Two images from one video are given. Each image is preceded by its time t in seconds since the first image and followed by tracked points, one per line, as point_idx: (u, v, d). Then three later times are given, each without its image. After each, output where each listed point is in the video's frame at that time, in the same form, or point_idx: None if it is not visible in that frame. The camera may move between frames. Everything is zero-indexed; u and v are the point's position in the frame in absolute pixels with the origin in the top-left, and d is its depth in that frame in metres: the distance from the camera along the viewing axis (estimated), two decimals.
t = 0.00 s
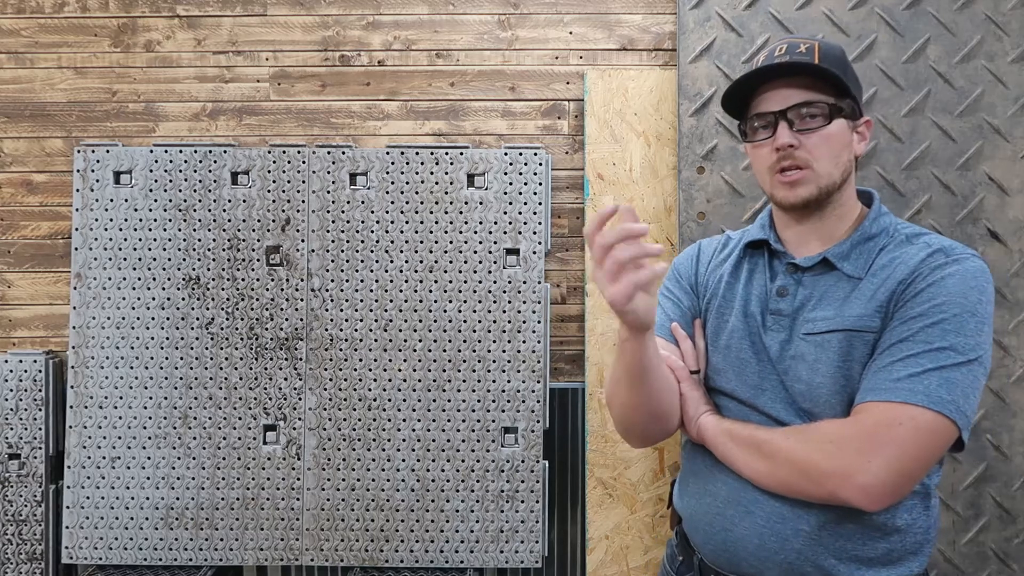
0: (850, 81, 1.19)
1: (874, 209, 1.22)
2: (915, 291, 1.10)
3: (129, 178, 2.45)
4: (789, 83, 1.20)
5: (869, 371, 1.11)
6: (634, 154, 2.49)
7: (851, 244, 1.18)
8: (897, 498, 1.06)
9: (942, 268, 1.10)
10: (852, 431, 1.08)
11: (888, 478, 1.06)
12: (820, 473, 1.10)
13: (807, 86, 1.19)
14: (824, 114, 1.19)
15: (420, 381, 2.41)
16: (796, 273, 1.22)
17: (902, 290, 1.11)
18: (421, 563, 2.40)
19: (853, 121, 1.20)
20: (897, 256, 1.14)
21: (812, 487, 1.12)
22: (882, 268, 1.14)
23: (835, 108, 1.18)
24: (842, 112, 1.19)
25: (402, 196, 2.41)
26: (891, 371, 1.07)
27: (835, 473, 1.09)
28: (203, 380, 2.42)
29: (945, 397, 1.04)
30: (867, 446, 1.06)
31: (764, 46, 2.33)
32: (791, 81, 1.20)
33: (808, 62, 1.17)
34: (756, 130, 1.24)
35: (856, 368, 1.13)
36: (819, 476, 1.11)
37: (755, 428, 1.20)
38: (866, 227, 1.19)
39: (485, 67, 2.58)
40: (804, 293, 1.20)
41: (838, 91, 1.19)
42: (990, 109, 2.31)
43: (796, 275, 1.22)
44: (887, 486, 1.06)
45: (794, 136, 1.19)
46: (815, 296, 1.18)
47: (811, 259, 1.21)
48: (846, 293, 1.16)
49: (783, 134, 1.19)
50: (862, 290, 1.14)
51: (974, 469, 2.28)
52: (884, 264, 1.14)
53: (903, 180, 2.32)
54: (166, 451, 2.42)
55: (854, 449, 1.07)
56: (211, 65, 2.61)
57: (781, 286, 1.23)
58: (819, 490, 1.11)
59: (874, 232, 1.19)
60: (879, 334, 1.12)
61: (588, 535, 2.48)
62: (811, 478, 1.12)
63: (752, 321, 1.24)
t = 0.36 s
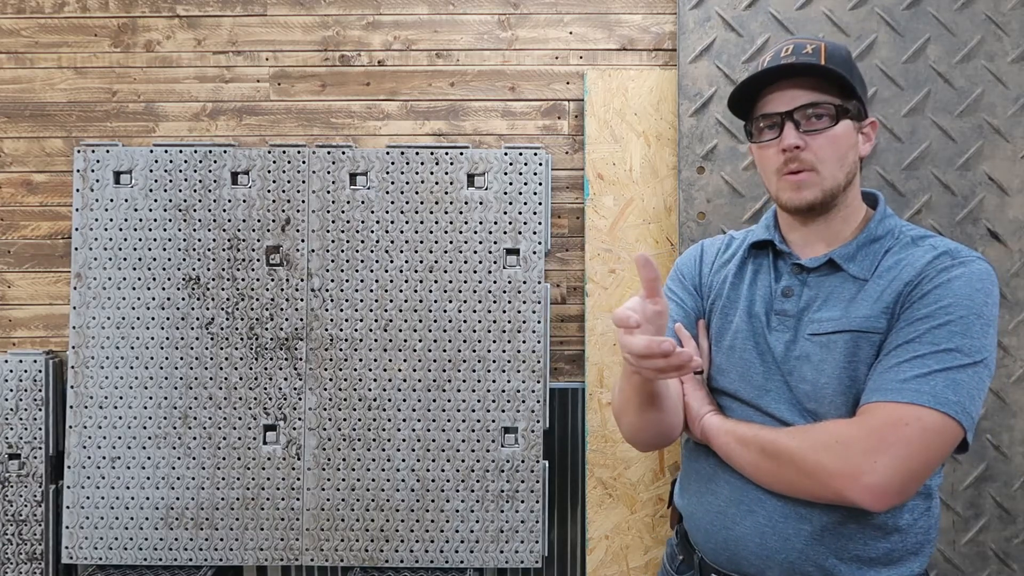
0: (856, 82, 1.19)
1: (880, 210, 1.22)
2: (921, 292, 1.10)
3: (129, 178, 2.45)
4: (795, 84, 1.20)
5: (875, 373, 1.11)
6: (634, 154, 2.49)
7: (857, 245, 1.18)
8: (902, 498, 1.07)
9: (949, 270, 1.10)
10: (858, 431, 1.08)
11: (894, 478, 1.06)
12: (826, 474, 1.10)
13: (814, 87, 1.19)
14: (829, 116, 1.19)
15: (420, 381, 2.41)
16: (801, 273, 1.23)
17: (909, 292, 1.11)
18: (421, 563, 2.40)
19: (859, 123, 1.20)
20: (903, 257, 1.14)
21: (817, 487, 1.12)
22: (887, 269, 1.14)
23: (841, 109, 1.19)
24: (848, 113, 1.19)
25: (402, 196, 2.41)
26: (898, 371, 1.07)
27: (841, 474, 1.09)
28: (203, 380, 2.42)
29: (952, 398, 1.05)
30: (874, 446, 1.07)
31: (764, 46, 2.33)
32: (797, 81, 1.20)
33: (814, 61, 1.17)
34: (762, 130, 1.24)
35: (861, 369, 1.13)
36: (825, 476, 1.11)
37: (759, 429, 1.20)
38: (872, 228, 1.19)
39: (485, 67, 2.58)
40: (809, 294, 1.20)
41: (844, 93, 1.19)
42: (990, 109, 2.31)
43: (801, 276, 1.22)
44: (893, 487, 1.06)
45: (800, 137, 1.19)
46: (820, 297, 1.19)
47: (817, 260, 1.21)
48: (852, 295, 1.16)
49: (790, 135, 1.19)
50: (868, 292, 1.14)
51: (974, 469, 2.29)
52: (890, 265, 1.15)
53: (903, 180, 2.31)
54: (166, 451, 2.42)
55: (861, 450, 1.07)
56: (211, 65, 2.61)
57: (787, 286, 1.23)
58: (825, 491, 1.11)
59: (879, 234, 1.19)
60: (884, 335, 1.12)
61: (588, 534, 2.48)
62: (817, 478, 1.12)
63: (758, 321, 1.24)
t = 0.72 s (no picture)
0: (854, 84, 1.15)
1: (884, 210, 1.22)
2: (920, 293, 1.10)
3: (129, 178, 2.45)
4: (788, 87, 1.19)
5: (872, 372, 1.11)
6: (634, 155, 2.49)
7: (859, 244, 1.18)
8: (895, 497, 1.08)
9: (949, 271, 1.10)
10: (853, 430, 1.08)
11: (888, 477, 1.06)
12: (819, 471, 1.11)
13: (806, 91, 1.18)
14: (818, 120, 1.17)
15: (420, 381, 2.41)
16: (803, 272, 1.23)
17: (908, 292, 1.11)
18: (422, 563, 2.40)
19: (853, 126, 1.17)
20: (904, 257, 1.14)
21: (811, 484, 1.12)
22: (888, 269, 1.14)
23: (831, 113, 1.17)
24: (839, 117, 1.17)
25: (402, 196, 2.41)
26: (894, 371, 1.07)
27: (835, 471, 1.09)
28: (203, 380, 2.42)
29: (948, 399, 1.05)
30: (868, 445, 1.07)
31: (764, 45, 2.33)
32: (790, 85, 1.19)
33: (808, 65, 1.15)
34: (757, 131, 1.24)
35: (858, 368, 1.13)
36: (819, 473, 1.11)
37: (756, 426, 1.20)
38: (874, 227, 1.19)
39: (485, 67, 2.58)
40: (810, 292, 1.20)
41: (839, 96, 1.16)
42: (990, 109, 2.31)
43: (803, 274, 1.22)
44: (886, 485, 1.07)
45: (786, 142, 1.18)
46: (820, 295, 1.19)
47: (818, 259, 1.21)
48: (852, 294, 1.16)
49: (775, 139, 1.19)
50: (868, 291, 1.14)
51: (974, 469, 2.29)
52: (891, 265, 1.14)
53: (903, 180, 2.31)
54: (166, 451, 2.42)
55: (855, 448, 1.08)
56: (211, 65, 2.61)
57: (788, 284, 1.23)
58: (818, 487, 1.12)
59: (881, 233, 1.19)
60: (883, 335, 1.12)
61: (588, 534, 2.48)
62: (811, 475, 1.12)
63: (759, 319, 1.24)
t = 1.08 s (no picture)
0: (869, 84, 1.17)
1: (886, 207, 1.21)
2: (910, 284, 1.10)
3: (129, 178, 2.45)
4: (805, 83, 1.19)
5: (859, 363, 1.10)
6: (634, 155, 2.49)
7: (856, 238, 1.18)
8: (875, 488, 1.06)
9: (941, 264, 1.09)
10: (832, 418, 1.09)
11: (865, 466, 1.06)
12: (800, 459, 1.11)
13: (824, 87, 1.18)
14: (837, 117, 1.18)
15: (420, 381, 2.41)
16: (802, 267, 1.23)
17: (899, 284, 1.11)
18: (422, 563, 2.40)
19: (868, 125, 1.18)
20: (899, 251, 1.14)
21: (791, 472, 1.13)
22: (881, 262, 1.14)
23: (849, 111, 1.17)
24: (856, 116, 1.17)
25: (402, 196, 2.41)
26: (878, 361, 1.07)
27: (814, 460, 1.09)
28: (203, 380, 2.42)
29: (931, 389, 1.04)
30: (845, 433, 1.07)
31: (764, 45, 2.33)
32: (807, 81, 1.19)
33: (826, 62, 1.16)
34: (771, 127, 1.24)
35: (848, 360, 1.13)
36: (800, 462, 1.11)
37: (745, 418, 1.21)
38: (872, 223, 1.19)
39: (485, 67, 2.58)
40: (806, 287, 1.20)
41: (854, 94, 1.17)
42: (990, 109, 2.31)
43: (801, 269, 1.22)
44: (865, 474, 1.06)
45: (806, 137, 1.18)
46: (816, 289, 1.19)
47: (815, 253, 1.21)
48: (847, 287, 1.16)
49: (795, 135, 1.19)
50: (861, 284, 1.14)
51: (974, 469, 2.29)
52: (885, 259, 1.14)
53: (903, 180, 2.31)
54: (166, 451, 2.42)
55: (833, 436, 1.08)
56: (211, 65, 2.61)
57: (785, 278, 1.23)
58: (799, 476, 1.12)
59: (879, 228, 1.18)
60: (873, 327, 1.11)
61: (588, 534, 2.48)
62: (791, 464, 1.12)
63: (756, 314, 1.25)
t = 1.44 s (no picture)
0: (871, 83, 1.18)
1: (888, 209, 1.21)
2: (921, 290, 1.10)
3: (129, 178, 2.45)
4: (809, 83, 1.19)
5: (870, 368, 1.11)
6: (634, 155, 2.49)
7: (862, 240, 1.18)
8: (891, 493, 1.07)
9: (950, 270, 1.10)
10: (851, 424, 1.08)
11: (885, 471, 1.06)
12: (816, 464, 1.11)
13: (828, 87, 1.18)
14: (843, 116, 1.18)
15: (420, 381, 2.41)
16: (805, 267, 1.23)
17: (909, 289, 1.11)
18: (421, 563, 2.40)
19: (871, 124, 1.19)
20: (906, 255, 1.14)
21: (807, 477, 1.12)
22: (889, 266, 1.14)
23: (855, 110, 1.18)
24: (861, 115, 1.18)
25: (402, 196, 2.41)
26: (893, 366, 1.08)
27: (832, 465, 1.09)
28: (203, 380, 2.42)
29: (946, 396, 1.05)
30: (864, 438, 1.07)
31: (764, 45, 2.33)
32: (811, 80, 1.19)
33: (830, 62, 1.16)
34: (775, 128, 1.23)
35: (857, 364, 1.13)
36: (816, 467, 1.11)
37: (755, 420, 1.20)
38: (877, 225, 1.19)
39: (485, 67, 2.58)
40: (811, 288, 1.20)
41: (857, 93, 1.18)
42: (990, 108, 2.31)
43: (805, 269, 1.22)
44: (883, 479, 1.06)
45: (814, 137, 1.18)
46: (822, 291, 1.19)
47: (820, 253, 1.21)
48: (854, 290, 1.16)
49: (802, 135, 1.19)
50: (869, 288, 1.14)
51: (974, 469, 2.29)
52: (892, 263, 1.15)
53: (903, 180, 2.31)
54: (166, 451, 2.42)
55: (852, 442, 1.08)
56: (211, 65, 2.61)
57: (790, 279, 1.23)
58: (815, 481, 1.11)
59: (884, 231, 1.18)
60: (882, 331, 1.12)
61: (588, 534, 2.48)
62: (807, 468, 1.12)
63: (761, 314, 1.24)
